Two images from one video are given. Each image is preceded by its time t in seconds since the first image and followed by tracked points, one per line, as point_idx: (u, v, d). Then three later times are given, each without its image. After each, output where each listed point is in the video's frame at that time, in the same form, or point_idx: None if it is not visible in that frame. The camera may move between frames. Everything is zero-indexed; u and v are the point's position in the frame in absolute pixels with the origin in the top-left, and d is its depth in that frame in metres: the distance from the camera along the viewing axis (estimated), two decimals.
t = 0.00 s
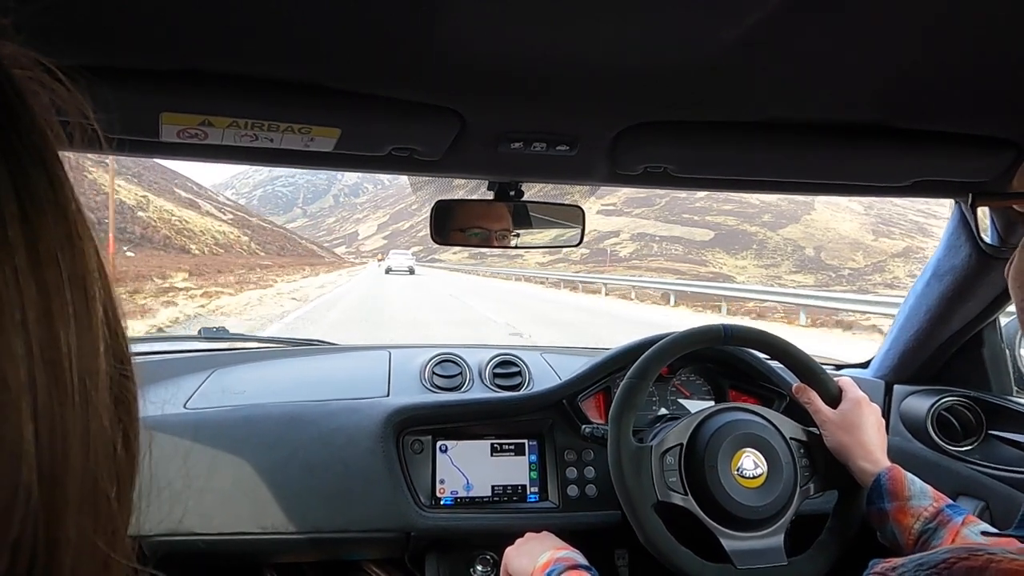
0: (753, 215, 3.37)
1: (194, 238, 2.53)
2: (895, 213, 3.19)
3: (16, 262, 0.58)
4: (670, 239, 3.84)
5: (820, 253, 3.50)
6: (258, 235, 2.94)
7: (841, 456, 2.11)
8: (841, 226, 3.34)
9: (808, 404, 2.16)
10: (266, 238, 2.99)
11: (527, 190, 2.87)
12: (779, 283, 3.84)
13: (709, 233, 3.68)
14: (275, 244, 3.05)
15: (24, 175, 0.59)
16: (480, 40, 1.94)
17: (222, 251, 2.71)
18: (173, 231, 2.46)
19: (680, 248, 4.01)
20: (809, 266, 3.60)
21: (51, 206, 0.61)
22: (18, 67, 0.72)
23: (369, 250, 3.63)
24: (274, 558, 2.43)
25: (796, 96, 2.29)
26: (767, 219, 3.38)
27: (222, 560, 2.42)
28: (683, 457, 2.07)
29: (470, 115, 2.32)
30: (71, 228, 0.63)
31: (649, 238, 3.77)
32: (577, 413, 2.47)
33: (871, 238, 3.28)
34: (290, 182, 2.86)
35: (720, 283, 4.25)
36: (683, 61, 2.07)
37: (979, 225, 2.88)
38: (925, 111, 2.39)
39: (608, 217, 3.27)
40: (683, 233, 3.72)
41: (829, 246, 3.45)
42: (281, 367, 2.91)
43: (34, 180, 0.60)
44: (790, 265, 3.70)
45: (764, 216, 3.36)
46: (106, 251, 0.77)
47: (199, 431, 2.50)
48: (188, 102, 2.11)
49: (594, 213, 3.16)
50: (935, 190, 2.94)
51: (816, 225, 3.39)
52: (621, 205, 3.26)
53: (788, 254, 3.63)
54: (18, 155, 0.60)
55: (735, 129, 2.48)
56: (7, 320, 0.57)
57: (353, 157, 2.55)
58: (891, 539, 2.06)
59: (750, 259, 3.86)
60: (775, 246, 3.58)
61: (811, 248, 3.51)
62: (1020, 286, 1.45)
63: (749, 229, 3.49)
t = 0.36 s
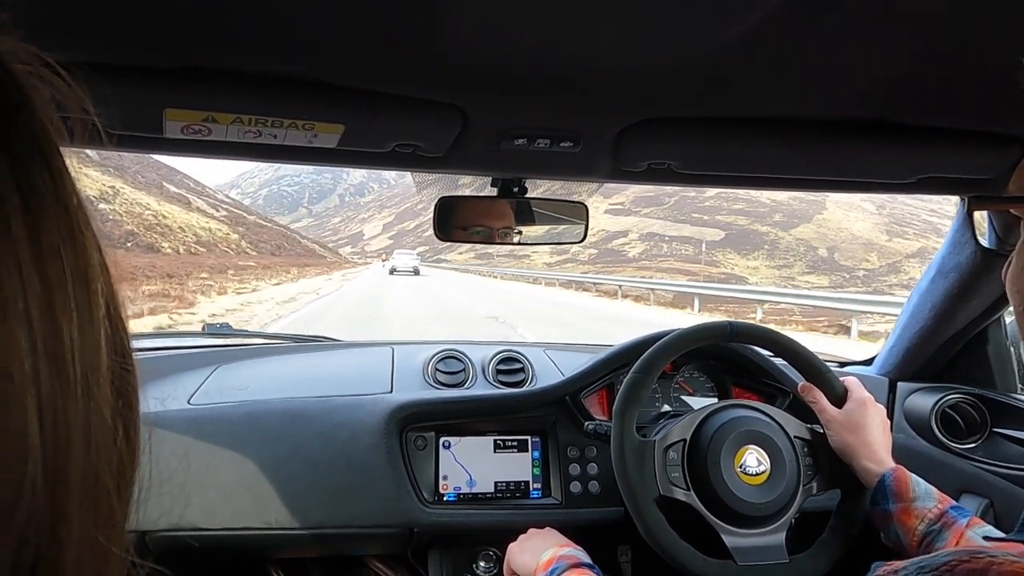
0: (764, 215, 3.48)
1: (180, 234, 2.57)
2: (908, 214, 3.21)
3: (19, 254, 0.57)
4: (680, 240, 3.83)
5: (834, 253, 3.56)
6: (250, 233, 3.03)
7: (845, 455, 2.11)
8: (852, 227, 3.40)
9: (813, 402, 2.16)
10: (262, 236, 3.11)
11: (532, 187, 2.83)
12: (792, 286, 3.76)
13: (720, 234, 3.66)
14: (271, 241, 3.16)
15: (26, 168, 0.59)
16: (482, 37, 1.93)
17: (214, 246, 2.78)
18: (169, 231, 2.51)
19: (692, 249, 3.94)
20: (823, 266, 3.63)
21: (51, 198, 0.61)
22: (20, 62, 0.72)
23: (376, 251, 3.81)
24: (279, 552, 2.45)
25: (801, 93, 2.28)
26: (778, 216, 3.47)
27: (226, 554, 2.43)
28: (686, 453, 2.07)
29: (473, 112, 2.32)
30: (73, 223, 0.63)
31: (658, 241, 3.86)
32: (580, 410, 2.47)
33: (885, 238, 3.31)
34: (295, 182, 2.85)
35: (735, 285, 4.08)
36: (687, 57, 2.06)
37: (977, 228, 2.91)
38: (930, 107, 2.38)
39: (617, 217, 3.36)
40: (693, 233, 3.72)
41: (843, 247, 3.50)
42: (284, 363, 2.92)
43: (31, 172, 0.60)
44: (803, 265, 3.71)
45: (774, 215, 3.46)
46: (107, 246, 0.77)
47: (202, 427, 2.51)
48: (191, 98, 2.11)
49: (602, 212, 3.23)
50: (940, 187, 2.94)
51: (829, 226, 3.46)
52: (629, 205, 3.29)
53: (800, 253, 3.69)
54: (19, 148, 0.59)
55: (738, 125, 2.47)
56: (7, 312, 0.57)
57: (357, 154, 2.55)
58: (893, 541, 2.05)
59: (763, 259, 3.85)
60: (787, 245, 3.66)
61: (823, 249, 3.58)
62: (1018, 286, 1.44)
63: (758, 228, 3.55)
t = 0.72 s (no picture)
0: (775, 214, 3.48)
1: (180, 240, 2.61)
2: (922, 213, 3.16)
3: (29, 273, 0.56)
4: (689, 240, 3.95)
5: (847, 254, 3.44)
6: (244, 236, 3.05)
7: (856, 452, 2.09)
8: (865, 226, 3.33)
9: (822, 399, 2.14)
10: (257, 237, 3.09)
11: (534, 189, 2.85)
12: (804, 288, 3.62)
13: (730, 234, 3.72)
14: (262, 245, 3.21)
15: (39, 182, 0.58)
16: (482, 39, 1.93)
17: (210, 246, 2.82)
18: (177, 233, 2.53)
19: (701, 249, 4.11)
20: (836, 268, 3.50)
21: (64, 212, 0.60)
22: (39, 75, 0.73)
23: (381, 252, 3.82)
24: (289, 560, 2.45)
25: (802, 87, 2.27)
26: (790, 216, 3.44)
27: (236, 562, 2.44)
28: (694, 451, 2.06)
29: (474, 115, 2.32)
30: (84, 238, 0.62)
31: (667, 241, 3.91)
32: (587, 411, 2.47)
33: (900, 240, 3.19)
34: (300, 184, 2.87)
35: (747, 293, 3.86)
36: (687, 54, 2.06)
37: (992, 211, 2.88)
38: (933, 99, 2.37)
39: (625, 217, 3.33)
40: (705, 233, 3.82)
41: (856, 248, 3.40)
42: (290, 369, 2.93)
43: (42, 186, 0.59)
44: (816, 267, 3.59)
45: (786, 215, 3.44)
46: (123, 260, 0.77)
47: (210, 434, 2.51)
48: (193, 107, 2.11)
49: (610, 212, 3.20)
50: (944, 178, 2.93)
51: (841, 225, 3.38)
52: (637, 205, 3.29)
53: (813, 254, 3.60)
54: (32, 163, 0.58)
55: (740, 122, 2.47)
56: (18, 335, 0.55)
57: (359, 159, 2.56)
58: (906, 535, 2.03)
59: (776, 260, 3.79)
60: (798, 246, 3.60)
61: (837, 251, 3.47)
62: None
63: (769, 229, 3.59)
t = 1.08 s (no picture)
0: (786, 215, 3.43)
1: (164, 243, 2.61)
2: (934, 213, 3.12)
3: None
4: (698, 241, 3.96)
5: (861, 254, 3.44)
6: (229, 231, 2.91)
7: (859, 462, 2.08)
8: (878, 227, 3.32)
9: (827, 408, 2.14)
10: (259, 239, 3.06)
11: (539, 193, 2.87)
12: (819, 289, 3.73)
13: (740, 234, 3.71)
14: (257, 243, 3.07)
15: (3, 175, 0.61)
16: (486, 45, 1.94)
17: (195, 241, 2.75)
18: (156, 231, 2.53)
19: (710, 249, 4.11)
20: (849, 268, 3.54)
21: (29, 206, 0.62)
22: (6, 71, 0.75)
23: (385, 251, 3.81)
24: (290, 563, 2.44)
25: (806, 94, 2.27)
26: (801, 216, 3.41)
27: (237, 565, 2.43)
28: (698, 456, 2.06)
29: (479, 119, 2.32)
30: (54, 228, 0.64)
31: (676, 241, 3.91)
32: (590, 417, 2.47)
33: (913, 240, 3.17)
34: (305, 186, 2.88)
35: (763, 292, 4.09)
36: (691, 61, 2.07)
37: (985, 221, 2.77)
38: (938, 107, 2.37)
39: (632, 216, 3.39)
40: (714, 233, 3.81)
41: (871, 248, 3.38)
42: (293, 372, 2.93)
43: (10, 184, 0.61)
44: (829, 268, 3.63)
45: (797, 215, 3.41)
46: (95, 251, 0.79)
47: (214, 437, 2.51)
48: (198, 111, 2.12)
49: (617, 212, 3.24)
50: (949, 186, 2.92)
51: (854, 226, 3.37)
52: (645, 205, 3.30)
53: (826, 255, 3.58)
54: None
55: (745, 129, 2.47)
56: None
57: (364, 164, 2.57)
58: (910, 547, 2.01)
59: (787, 262, 3.79)
60: (811, 246, 3.58)
61: (850, 250, 3.47)
62: None
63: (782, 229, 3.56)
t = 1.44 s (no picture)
0: (797, 214, 3.42)
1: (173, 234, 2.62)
2: (946, 213, 3.12)
3: (17, 257, 0.59)
4: (705, 241, 3.97)
5: (874, 255, 3.42)
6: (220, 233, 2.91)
7: (861, 462, 2.07)
8: (891, 226, 3.31)
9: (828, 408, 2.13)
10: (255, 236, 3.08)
11: (545, 190, 2.87)
12: (832, 291, 3.77)
13: (750, 234, 3.69)
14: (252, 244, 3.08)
15: (26, 169, 0.61)
16: (495, 40, 1.94)
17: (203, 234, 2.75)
18: (172, 236, 2.56)
19: (722, 249, 4.17)
20: (862, 269, 3.55)
21: (47, 197, 0.62)
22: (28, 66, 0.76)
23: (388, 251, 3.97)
24: (291, 553, 2.46)
25: (815, 95, 2.27)
26: (812, 216, 3.41)
27: (237, 554, 2.45)
28: (699, 456, 2.06)
29: (486, 114, 2.32)
30: (73, 222, 0.65)
31: (685, 240, 3.91)
32: (592, 414, 2.47)
33: (927, 240, 3.16)
34: (310, 183, 2.88)
35: (778, 293, 4.15)
36: (699, 60, 2.06)
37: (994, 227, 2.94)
38: (947, 110, 2.36)
39: (640, 216, 3.42)
40: (723, 233, 3.78)
41: (884, 249, 3.35)
42: (297, 364, 2.94)
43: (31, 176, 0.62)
44: (843, 269, 3.63)
45: (808, 215, 3.39)
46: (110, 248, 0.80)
47: (217, 426, 2.53)
48: (206, 102, 2.13)
49: (624, 212, 3.25)
50: (956, 189, 2.92)
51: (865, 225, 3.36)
52: (653, 205, 3.30)
53: (838, 256, 3.55)
54: (18, 149, 0.61)
55: (752, 128, 2.46)
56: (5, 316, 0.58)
57: (370, 158, 2.57)
58: (911, 548, 2.01)
59: (798, 262, 3.83)
60: (822, 247, 3.55)
61: (862, 250, 3.45)
62: None
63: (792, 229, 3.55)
